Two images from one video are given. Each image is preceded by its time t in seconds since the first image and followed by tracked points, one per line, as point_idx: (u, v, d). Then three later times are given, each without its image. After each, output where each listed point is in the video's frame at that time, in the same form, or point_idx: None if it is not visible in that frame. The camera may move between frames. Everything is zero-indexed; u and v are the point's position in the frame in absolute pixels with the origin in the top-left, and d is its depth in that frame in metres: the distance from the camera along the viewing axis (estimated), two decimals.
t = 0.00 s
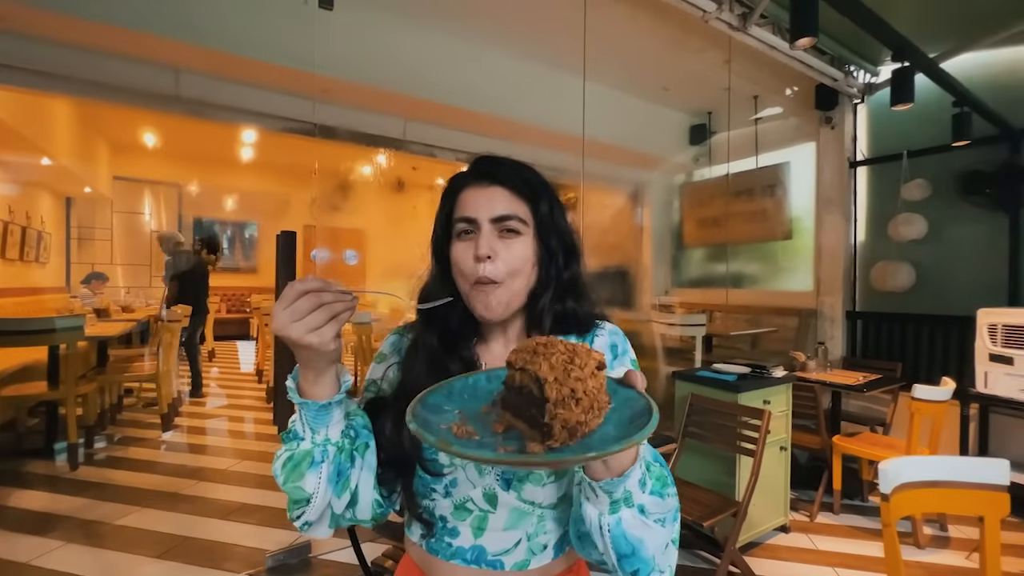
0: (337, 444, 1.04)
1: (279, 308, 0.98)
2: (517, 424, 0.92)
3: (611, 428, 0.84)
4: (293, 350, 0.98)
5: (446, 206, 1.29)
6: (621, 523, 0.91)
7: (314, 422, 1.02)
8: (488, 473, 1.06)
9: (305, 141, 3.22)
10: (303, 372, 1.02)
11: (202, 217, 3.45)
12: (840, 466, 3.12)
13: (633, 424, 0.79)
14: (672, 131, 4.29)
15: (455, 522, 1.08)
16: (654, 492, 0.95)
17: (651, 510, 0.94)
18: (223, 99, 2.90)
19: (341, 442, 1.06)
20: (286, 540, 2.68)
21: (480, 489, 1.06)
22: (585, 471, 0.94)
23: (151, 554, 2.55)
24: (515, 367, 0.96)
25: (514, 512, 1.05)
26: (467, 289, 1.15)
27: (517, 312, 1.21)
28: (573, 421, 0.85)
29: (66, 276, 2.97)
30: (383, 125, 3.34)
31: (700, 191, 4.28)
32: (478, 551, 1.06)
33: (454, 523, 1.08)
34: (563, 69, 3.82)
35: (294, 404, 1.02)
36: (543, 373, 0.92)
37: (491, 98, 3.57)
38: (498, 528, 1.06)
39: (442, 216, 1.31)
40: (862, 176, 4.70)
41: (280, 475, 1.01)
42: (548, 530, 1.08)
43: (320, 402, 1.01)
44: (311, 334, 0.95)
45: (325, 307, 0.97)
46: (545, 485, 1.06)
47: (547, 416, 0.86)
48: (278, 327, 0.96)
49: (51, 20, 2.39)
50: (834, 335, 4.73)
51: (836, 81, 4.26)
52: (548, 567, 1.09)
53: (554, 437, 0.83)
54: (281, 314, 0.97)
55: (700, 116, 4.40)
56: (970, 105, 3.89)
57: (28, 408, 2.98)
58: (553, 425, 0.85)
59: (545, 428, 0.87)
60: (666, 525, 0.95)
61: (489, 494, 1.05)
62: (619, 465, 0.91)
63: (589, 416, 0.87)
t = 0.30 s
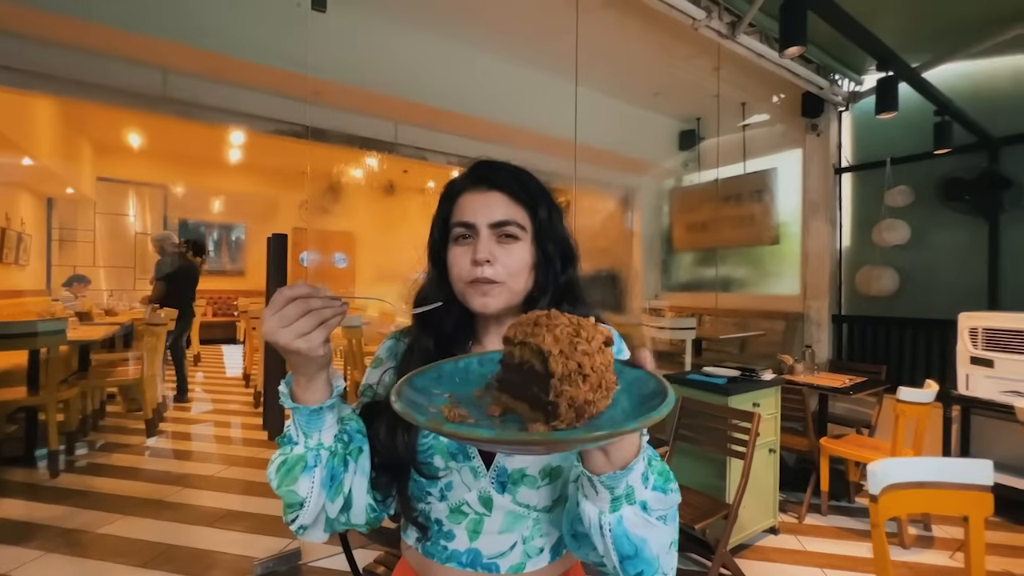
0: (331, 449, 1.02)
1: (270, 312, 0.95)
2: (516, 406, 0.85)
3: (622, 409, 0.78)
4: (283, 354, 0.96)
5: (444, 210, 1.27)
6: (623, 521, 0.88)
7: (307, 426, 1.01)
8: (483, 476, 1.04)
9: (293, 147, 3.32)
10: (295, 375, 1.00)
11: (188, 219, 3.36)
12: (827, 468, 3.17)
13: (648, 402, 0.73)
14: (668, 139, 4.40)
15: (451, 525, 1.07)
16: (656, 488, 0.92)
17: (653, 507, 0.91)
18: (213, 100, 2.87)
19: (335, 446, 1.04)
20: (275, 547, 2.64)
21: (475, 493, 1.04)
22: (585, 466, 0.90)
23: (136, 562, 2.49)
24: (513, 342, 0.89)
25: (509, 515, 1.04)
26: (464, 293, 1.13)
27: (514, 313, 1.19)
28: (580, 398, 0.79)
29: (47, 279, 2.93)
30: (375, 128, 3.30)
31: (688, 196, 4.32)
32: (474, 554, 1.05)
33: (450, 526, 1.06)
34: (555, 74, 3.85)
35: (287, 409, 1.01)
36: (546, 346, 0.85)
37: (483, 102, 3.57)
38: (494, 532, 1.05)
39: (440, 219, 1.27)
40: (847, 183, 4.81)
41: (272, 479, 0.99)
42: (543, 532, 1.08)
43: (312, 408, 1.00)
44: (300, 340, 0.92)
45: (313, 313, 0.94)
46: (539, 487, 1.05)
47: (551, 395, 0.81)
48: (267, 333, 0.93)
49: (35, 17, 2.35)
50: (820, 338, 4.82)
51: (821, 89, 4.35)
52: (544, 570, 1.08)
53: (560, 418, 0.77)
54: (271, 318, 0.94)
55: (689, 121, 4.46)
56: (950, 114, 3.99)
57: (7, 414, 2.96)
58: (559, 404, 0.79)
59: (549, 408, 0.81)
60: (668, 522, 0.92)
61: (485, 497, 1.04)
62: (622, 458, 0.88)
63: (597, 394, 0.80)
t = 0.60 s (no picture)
0: (324, 455, 1.01)
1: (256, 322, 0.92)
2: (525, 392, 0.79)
3: (644, 392, 0.74)
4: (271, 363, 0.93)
5: (441, 213, 1.23)
6: (625, 519, 0.87)
7: (300, 433, 1.00)
8: (478, 480, 1.02)
9: (283, 149, 3.30)
10: (285, 383, 0.98)
11: (175, 220, 3.43)
12: (817, 470, 3.21)
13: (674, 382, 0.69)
14: (657, 146, 4.45)
15: (447, 530, 1.04)
16: (658, 485, 0.91)
17: (655, 504, 0.90)
18: (204, 101, 2.84)
19: (328, 453, 1.03)
20: (266, 553, 2.61)
21: (471, 497, 1.02)
22: (588, 460, 0.88)
23: (123, 571, 2.44)
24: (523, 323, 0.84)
25: (505, 519, 1.02)
26: (462, 298, 1.11)
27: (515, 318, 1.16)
28: (600, 380, 0.74)
29: (30, 281, 2.90)
30: (368, 131, 3.29)
31: (679, 202, 4.31)
32: (470, 559, 1.03)
33: (446, 531, 1.04)
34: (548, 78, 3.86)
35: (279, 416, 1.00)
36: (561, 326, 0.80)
37: (476, 105, 3.57)
38: (489, 535, 1.03)
39: (437, 224, 1.23)
40: (833, 188, 4.92)
41: (267, 486, 0.99)
42: (540, 535, 1.06)
43: (302, 415, 0.99)
44: (289, 349, 0.90)
45: (301, 322, 0.91)
46: (534, 490, 1.02)
47: (569, 377, 0.75)
48: (254, 344, 0.90)
49: (22, 17, 2.30)
50: (809, 342, 4.89)
51: (809, 96, 4.42)
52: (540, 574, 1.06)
53: (582, 400, 0.72)
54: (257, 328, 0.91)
55: (680, 127, 4.55)
56: (933, 122, 4.09)
57: None
58: (578, 387, 0.73)
59: (566, 392, 0.75)
60: (669, 518, 0.92)
61: (480, 501, 1.02)
62: (627, 452, 0.85)
63: (616, 376, 0.76)
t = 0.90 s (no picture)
0: (321, 460, 0.98)
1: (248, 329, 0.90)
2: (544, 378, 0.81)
3: (664, 378, 0.76)
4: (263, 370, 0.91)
5: (441, 215, 1.22)
6: (631, 513, 0.87)
7: (295, 438, 0.96)
8: (477, 481, 1.00)
9: (277, 148, 3.09)
10: (280, 390, 0.96)
11: (163, 223, 3.21)
12: (807, 471, 3.24)
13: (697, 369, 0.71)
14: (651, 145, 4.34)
15: (447, 531, 1.02)
16: (663, 479, 0.91)
17: (661, 498, 0.91)
18: (195, 102, 2.81)
19: (325, 457, 1.00)
20: (259, 559, 2.61)
21: (470, 498, 1.00)
22: (596, 453, 0.87)
23: None
24: (540, 308, 0.84)
25: (504, 520, 1.00)
26: (462, 301, 1.10)
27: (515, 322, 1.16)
28: (622, 365, 0.76)
29: (13, 284, 2.66)
30: (361, 133, 3.21)
31: (671, 204, 4.36)
32: (470, 560, 1.00)
33: (445, 532, 1.02)
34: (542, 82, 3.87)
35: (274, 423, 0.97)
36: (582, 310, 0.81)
37: (471, 107, 3.56)
38: (489, 537, 1.00)
39: (438, 226, 1.22)
40: (822, 193, 4.98)
41: (264, 491, 0.96)
42: (540, 536, 1.03)
43: (297, 421, 0.95)
44: (281, 355, 0.88)
45: (293, 329, 0.89)
46: (533, 492, 1.00)
47: (593, 362, 0.76)
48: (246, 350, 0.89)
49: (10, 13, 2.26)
50: (799, 344, 4.96)
51: (799, 102, 4.49)
52: None
53: (606, 386, 0.74)
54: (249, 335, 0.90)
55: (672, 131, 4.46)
56: (920, 129, 4.16)
57: None
58: (602, 372, 0.75)
59: (588, 376, 0.77)
60: (674, 511, 0.92)
61: (479, 502, 1.00)
62: (637, 444, 0.85)
63: (637, 363, 0.78)
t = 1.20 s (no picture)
0: (321, 463, 0.97)
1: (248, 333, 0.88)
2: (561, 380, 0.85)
3: (676, 380, 0.81)
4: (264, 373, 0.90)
5: (442, 218, 1.22)
6: (632, 513, 0.87)
7: (296, 441, 0.95)
8: (477, 481, 0.99)
9: (273, 150, 3.05)
10: (280, 392, 0.94)
11: (152, 224, 2.96)
12: (798, 472, 3.27)
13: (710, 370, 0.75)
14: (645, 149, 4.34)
15: (446, 532, 1.00)
16: (664, 479, 0.93)
17: (662, 497, 0.91)
18: (187, 102, 2.80)
19: (325, 459, 0.98)
20: (249, 564, 2.67)
21: (470, 498, 0.99)
22: (601, 453, 0.87)
23: None
24: (556, 311, 0.88)
25: (504, 519, 0.99)
26: (464, 303, 1.09)
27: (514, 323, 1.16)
28: (638, 367, 0.80)
29: None
30: (355, 134, 3.19)
31: (664, 208, 4.38)
32: (469, 560, 0.99)
33: (444, 532, 1.00)
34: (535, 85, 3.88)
35: (274, 426, 0.96)
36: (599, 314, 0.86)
37: (465, 110, 3.56)
38: (488, 536, 0.99)
39: (438, 229, 1.22)
40: (812, 197, 5.09)
41: (262, 493, 0.94)
42: (539, 535, 1.02)
43: (297, 425, 0.94)
44: (282, 359, 0.86)
45: (294, 333, 0.87)
46: (533, 492, 0.99)
47: (611, 363, 0.80)
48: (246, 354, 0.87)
49: None
50: (789, 346, 5.05)
51: (789, 107, 4.55)
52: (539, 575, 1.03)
53: (624, 384, 0.78)
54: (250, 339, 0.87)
55: (665, 135, 4.47)
56: (908, 134, 4.23)
57: None
58: (620, 372, 0.79)
59: (607, 377, 0.81)
60: (673, 512, 0.93)
61: (479, 502, 0.99)
62: (641, 444, 0.86)
63: (651, 365, 0.82)
